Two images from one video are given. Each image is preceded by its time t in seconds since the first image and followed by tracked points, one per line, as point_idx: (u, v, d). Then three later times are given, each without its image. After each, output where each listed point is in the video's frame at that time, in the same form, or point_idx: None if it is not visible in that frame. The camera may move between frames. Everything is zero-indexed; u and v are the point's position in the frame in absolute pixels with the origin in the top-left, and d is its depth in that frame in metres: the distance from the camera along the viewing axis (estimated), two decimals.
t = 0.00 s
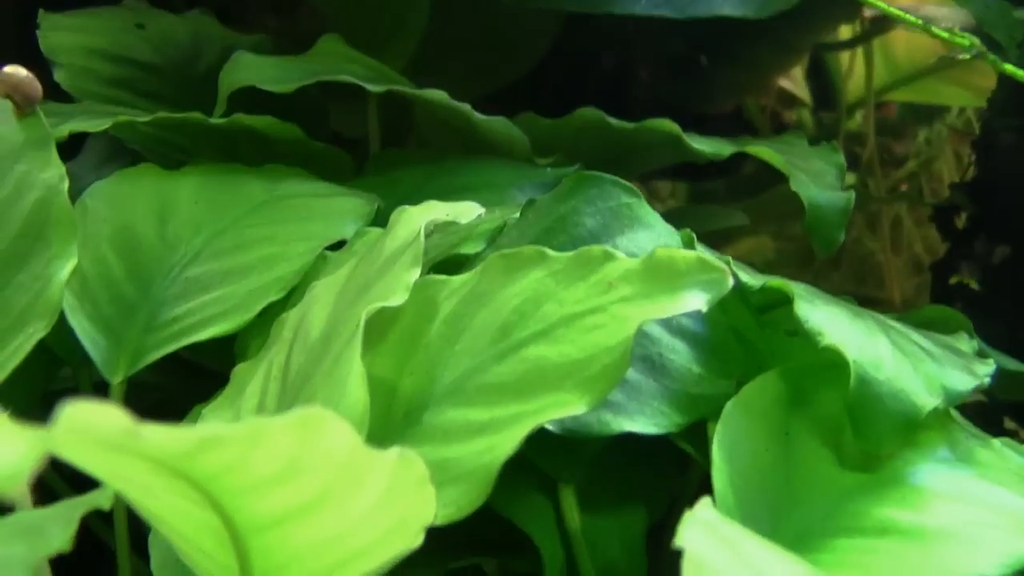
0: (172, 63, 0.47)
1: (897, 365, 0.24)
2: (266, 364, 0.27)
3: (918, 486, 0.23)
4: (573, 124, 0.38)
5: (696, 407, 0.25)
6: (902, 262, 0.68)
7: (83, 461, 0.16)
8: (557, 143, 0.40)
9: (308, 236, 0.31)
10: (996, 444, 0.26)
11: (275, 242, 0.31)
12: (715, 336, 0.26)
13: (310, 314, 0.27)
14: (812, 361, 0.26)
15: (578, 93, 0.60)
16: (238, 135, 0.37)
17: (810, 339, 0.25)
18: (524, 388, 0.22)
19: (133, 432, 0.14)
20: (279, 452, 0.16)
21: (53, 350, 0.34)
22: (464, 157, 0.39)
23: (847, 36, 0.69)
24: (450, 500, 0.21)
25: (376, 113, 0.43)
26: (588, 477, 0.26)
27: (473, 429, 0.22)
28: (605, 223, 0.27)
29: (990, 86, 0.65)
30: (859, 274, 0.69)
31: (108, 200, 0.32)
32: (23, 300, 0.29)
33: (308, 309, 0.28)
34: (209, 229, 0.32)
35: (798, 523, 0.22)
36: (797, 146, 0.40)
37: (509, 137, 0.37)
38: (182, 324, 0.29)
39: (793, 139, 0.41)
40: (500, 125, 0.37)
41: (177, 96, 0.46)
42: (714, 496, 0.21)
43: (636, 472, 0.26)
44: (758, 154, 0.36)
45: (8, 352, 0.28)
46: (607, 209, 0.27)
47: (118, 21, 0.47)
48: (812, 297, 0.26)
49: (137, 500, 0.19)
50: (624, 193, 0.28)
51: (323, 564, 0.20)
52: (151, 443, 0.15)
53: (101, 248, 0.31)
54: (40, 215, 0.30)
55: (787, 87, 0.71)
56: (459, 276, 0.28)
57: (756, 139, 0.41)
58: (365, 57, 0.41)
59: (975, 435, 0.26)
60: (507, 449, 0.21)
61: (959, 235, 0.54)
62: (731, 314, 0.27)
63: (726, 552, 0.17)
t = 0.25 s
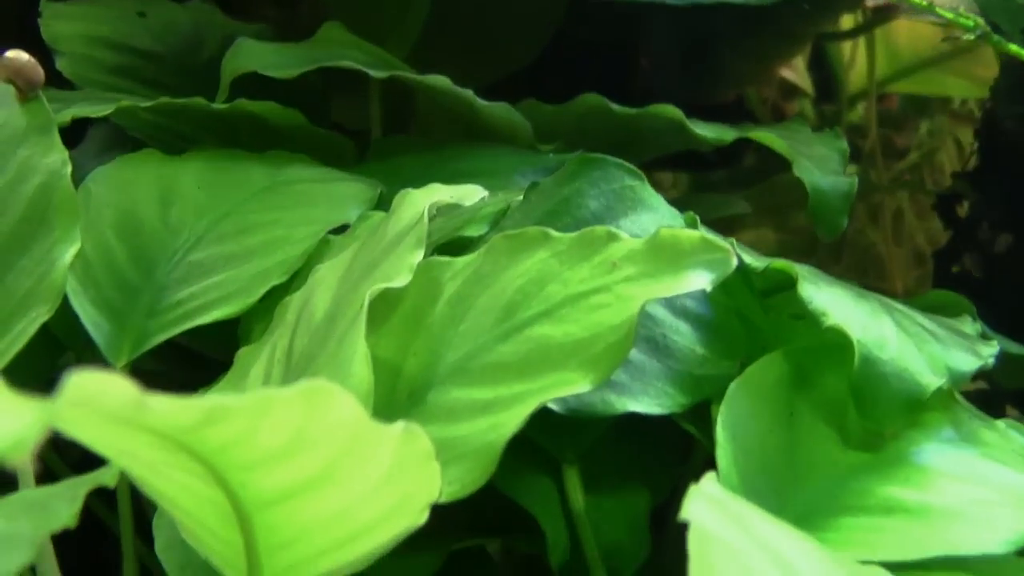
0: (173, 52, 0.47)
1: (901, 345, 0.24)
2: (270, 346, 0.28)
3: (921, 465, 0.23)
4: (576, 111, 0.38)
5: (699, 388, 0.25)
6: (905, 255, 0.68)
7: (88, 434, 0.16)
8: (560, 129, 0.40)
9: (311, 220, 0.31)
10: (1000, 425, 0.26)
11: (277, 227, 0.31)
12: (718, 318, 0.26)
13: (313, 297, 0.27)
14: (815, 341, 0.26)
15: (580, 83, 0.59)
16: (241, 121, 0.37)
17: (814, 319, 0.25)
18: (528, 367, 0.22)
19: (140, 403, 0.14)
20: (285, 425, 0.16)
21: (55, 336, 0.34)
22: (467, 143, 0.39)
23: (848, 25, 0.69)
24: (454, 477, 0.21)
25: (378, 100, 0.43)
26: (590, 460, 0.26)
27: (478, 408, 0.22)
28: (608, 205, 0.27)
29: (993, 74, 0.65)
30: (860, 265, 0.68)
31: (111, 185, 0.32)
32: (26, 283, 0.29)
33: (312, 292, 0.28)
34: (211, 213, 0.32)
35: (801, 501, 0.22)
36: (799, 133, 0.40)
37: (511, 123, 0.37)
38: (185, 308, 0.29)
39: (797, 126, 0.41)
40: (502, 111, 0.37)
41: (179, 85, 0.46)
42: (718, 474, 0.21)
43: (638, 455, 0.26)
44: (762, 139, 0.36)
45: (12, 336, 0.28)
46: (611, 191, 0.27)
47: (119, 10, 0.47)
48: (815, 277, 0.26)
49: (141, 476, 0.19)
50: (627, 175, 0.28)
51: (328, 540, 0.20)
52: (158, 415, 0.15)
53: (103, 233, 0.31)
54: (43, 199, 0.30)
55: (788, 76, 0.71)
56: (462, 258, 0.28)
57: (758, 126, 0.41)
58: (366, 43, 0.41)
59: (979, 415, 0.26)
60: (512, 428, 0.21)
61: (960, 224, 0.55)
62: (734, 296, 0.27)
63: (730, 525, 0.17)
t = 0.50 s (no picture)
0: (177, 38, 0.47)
1: (910, 322, 0.24)
2: (277, 326, 0.28)
3: (929, 440, 0.23)
4: (581, 94, 0.38)
5: (706, 365, 0.25)
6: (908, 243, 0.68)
7: (100, 403, 0.16)
8: (565, 113, 0.40)
9: (317, 202, 0.31)
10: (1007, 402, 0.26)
11: (284, 209, 0.31)
12: (725, 296, 0.26)
13: (320, 277, 0.27)
14: (823, 319, 0.26)
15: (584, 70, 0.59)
16: (246, 105, 0.37)
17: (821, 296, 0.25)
18: (537, 342, 0.22)
19: (153, 368, 0.14)
20: (296, 394, 0.16)
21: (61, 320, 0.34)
22: (472, 128, 0.39)
23: (852, 13, 0.68)
24: (464, 451, 0.21)
25: (382, 85, 0.43)
26: (597, 439, 0.26)
27: (486, 383, 0.22)
28: (615, 183, 0.27)
29: (998, 60, 0.65)
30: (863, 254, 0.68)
31: (117, 167, 0.32)
32: (33, 265, 0.29)
33: (319, 272, 0.28)
34: (217, 196, 0.32)
35: (810, 477, 0.22)
36: (804, 117, 0.40)
37: (516, 107, 0.37)
38: (192, 289, 0.29)
39: (802, 111, 0.41)
40: (506, 95, 0.37)
41: (183, 71, 0.46)
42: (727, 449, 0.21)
43: (645, 433, 0.26)
44: (767, 122, 0.36)
45: (19, 316, 0.28)
46: (618, 170, 0.27)
47: None
48: (824, 256, 0.26)
49: (152, 448, 0.19)
50: (634, 154, 0.28)
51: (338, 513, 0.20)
52: (170, 382, 0.15)
53: (110, 215, 0.31)
54: (49, 181, 0.30)
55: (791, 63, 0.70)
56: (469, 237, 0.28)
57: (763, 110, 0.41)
58: (371, 28, 0.41)
59: (987, 393, 0.26)
60: (521, 401, 0.21)
61: (964, 212, 0.55)
62: (742, 275, 0.27)
63: (741, 492, 0.16)
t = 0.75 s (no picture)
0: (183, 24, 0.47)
1: (922, 298, 0.24)
2: (287, 305, 0.28)
3: (942, 415, 0.23)
4: (590, 77, 0.38)
5: (718, 342, 0.25)
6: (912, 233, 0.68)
7: (116, 369, 0.16)
8: (573, 96, 0.40)
9: (326, 183, 0.31)
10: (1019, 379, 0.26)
11: (292, 189, 0.31)
12: (736, 273, 0.26)
13: (331, 255, 0.27)
14: (834, 296, 0.26)
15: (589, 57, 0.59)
16: (253, 87, 0.37)
17: (833, 273, 0.25)
18: (550, 316, 0.22)
19: (171, 331, 0.14)
20: (311, 361, 0.16)
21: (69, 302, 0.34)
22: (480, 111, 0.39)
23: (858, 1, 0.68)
24: (478, 423, 0.21)
25: (389, 70, 0.43)
26: (609, 418, 0.26)
27: (499, 357, 0.22)
28: (625, 161, 0.27)
29: (1004, 48, 0.65)
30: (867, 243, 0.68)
31: (127, 148, 0.32)
32: (44, 244, 0.29)
33: (329, 251, 0.28)
34: (226, 177, 0.32)
35: (822, 451, 0.22)
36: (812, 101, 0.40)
37: (524, 90, 0.37)
38: (202, 269, 0.30)
39: (810, 95, 0.41)
40: (515, 77, 0.37)
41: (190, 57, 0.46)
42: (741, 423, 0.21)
43: (656, 412, 0.26)
44: (776, 104, 0.36)
45: (31, 295, 0.28)
46: (628, 148, 0.27)
47: None
48: (835, 233, 0.26)
49: (166, 419, 0.19)
50: (645, 132, 0.28)
51: (352, 485, 0.20)
52: (186, 346, 0.15)
53: (120, 196, 0.31)
54: (58, 161, 0.30)
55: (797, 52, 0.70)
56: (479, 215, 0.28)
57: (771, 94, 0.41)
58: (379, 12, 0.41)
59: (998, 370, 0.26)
60: (535, 373, 0.21)
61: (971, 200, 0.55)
62: (752, 253, 0.27)
63: (756, 460, 0.16)
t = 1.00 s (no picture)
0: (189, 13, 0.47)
1: (932, 282, 0.24)
2: (296, 289, 0.28)
3: (953, 398, 0.23)
4: (598, 66, 0.38)
5: (729, 325, 0.24)
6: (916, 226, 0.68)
7: (130, 345, 0.16)
8: (580, 84, 0.40)
9: (334, 169, 0.31)
10: None
11: (301, 175, 0.31)
12: (745, 258, 0.26)
13: (340, 240, 0.27)
14: (844, 280, 0.26)
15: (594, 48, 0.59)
16: (260, 75, 0.37)
17: (843, 257, 0.25)
18: (561, 297, 0.22)
19: (189, 302, 0.14)
20: (326, 337, 0.16)
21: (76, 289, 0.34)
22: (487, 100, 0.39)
23: None
24: (490, 403, 0.21)
25: (395, 59, 0.43)
26: (618, 401, 0.26)
27: (511, 338, 0.22)
28: (635, 146, 0.27)
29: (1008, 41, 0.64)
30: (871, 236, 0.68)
31: (135, 135, 0.32)
32: (52, 230, 0.29)
33: (339, 236, 0.28)
34: (234, 163, 0.32)
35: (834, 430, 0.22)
36: (819, 90, 0.40)
37: (532, 79, 0.37)
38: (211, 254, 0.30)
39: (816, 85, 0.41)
40: (522, 65, 0.37)
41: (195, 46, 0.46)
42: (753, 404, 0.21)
43: (665, 396, 0.26)
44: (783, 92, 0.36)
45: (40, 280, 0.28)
46: (638, 133, 0.27)
47: None
48: (846, 218, 0.26)
49: (179, 397, 0.19)
50: (654, 117, 0.28)
51: (364, 463, 0.20)
52: (203, 319, 0.15)
53: (129, 182, 0.31)
54: (66, 147, 0.30)
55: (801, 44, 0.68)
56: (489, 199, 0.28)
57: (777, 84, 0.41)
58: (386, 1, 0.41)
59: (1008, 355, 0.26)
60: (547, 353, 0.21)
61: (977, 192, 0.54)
62: (761, 238, 0.27)
63: (771, 437, 0.16)
